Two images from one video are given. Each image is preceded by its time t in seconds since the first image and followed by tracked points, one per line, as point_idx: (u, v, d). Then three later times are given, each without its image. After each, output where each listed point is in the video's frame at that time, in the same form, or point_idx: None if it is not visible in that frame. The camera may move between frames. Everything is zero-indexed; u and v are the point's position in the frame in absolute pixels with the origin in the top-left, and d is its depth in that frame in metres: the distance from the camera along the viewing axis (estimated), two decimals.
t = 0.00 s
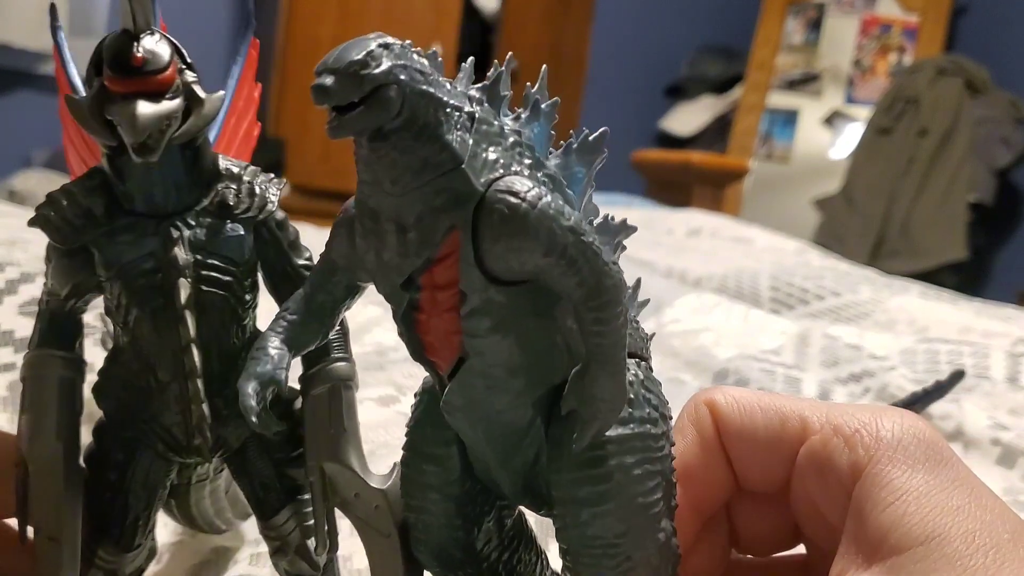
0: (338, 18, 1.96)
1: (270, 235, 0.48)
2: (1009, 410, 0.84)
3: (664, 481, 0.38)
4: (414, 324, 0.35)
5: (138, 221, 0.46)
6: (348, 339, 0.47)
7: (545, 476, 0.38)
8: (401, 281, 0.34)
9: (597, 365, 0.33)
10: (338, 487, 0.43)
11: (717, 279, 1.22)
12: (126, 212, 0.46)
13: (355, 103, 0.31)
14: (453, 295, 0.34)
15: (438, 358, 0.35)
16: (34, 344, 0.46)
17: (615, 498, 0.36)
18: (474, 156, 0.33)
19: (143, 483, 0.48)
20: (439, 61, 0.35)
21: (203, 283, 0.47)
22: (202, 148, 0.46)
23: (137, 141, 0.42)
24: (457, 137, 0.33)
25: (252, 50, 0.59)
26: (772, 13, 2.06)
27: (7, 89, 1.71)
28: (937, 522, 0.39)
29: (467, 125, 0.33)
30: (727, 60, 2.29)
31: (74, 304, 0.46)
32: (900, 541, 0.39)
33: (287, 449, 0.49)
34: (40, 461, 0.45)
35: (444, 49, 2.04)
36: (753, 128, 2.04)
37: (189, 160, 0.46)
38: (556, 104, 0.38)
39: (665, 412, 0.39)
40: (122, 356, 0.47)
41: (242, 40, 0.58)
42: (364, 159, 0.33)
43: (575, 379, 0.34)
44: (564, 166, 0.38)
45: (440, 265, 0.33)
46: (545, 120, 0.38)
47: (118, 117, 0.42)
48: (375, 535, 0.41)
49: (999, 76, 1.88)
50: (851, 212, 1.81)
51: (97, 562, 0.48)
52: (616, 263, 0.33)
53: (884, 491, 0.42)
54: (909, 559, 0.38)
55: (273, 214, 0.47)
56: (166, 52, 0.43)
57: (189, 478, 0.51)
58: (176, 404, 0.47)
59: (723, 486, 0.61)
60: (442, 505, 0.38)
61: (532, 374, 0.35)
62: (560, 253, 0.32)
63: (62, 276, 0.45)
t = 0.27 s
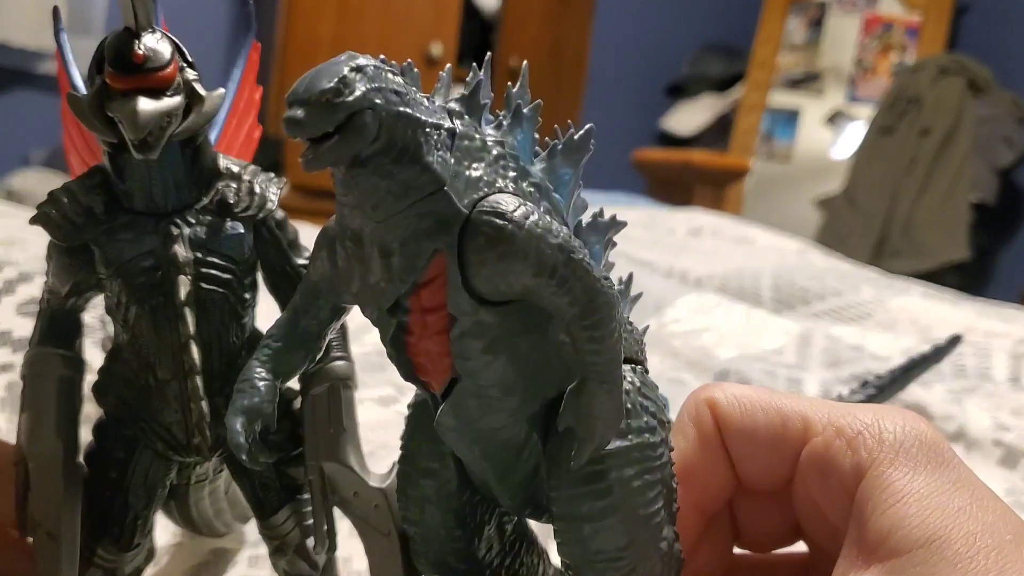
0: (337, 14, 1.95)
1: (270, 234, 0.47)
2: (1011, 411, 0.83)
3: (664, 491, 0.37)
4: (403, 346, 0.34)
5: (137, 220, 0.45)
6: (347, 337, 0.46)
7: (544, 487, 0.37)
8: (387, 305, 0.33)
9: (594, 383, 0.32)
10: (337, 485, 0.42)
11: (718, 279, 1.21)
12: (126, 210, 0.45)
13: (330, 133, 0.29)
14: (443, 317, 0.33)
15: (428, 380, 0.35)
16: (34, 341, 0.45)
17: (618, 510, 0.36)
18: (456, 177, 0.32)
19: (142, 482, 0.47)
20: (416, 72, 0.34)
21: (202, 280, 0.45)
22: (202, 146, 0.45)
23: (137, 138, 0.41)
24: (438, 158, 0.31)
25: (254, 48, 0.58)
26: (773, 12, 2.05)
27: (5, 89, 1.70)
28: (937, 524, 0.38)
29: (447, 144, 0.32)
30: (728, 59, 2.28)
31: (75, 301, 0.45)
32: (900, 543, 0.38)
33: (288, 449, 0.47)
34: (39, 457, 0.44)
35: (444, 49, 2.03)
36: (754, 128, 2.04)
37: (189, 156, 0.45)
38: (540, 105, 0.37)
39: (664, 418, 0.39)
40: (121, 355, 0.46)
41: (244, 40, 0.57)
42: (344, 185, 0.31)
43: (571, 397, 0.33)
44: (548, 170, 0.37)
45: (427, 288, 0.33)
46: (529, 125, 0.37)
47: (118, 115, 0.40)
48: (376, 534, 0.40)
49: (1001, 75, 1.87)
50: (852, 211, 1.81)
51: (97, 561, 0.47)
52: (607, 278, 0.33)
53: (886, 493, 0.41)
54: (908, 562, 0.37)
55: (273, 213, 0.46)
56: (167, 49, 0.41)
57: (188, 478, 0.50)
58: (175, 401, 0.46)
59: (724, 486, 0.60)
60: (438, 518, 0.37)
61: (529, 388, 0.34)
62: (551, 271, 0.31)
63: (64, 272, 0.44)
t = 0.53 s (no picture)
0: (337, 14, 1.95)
1: (287, 235, 0.47)
2: (1011, 411, 0.83)
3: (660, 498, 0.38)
4: (395, 360, 0.34)
5: (162, 215, 0.45)
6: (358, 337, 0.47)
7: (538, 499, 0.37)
8: (377, 322, 0.33)
9: (590, 398, 0.32)
10: (345, 480, 0.41)
11: (718, 279, 1.21)
12: (151, 205, 0.45)
13: (316, 151, 0.29)
14: (434, 333, 0.33)
15: (421, 392, 0.35)
16: (52, 333, 0.45)
17: (619, 519, 0.36)
18: (447, 189, 0.31)
19: (155, 474, 0.46)
20: (399, 81, 0.33)
21: (223, 275, 0.45)
22: (227, 146, 0.46)
23: (167, 131, 0.41)
24: (427, 170, 0.31)
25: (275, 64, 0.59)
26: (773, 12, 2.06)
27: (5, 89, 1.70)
28: (934, 527, 0.38)
29: (434, 155, 0.31)
30: (728, 59, 2.28)
31: (95, 294, 0.45)
32: (897, 547, 0.38)
33: (296, 445, 0.48)
34: (56, 442, 0.43)
35: (443, 49, 2.03)
36: (754, 128, 2.04)
37: (213, 156, 0.45)
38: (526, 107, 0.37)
39: (658, 423, 0.39)
40: (140, 348, 0.46)
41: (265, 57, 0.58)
42: (330, 203, 0.31)
43: (566, 409, 0.33)
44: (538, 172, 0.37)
45: (417, 304, 0.33)
46: (516, 129, 0.36)
47: (149, 109, 0.41)
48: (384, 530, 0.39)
49: (1001, 75, 1.87)
50: (852, 211, 1.81)
51: (105, 554, 0.46)
52: (601, 289, 0.32)
53: (882, 497, 0.41)
54: (905, 566, 0.37)
55: (291, 217, 0.47)
56: (198, 49, 0.42)
57: (197, 476, 0.49)
58: (192, 392, 0.45)
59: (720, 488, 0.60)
60: (432, 530, 0.37)
61: (523, 401, 0.34)
62: (545, 284, 0.31)
63: (86, 263, 0.44)
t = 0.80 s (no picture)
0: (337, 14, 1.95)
1: (291, 235, 0.47)
2: (1011, 412, 0.83)
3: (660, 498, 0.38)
4: (392, 362, 0.34)
5: (166, 213, 0.45)
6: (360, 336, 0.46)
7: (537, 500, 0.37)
8: (374, 323, 0.33)
9: (587, 397, 0.32)
10: (346, 479, 0.42)
11: (718, 279, 1.21)
12: (156, 203, 0.45)
13: (312, 153, 0.29)
14: (432, 334, 0.33)
15: (419, 394, 0.35)
16: (56, 331, 0.45)
17: (619, 519, 0.36)
18: (442, 191, 0.31)
19: (157, 472, 0.46)
20: (394, 83, 0.33)
21: (226, 273, 0.45)
22: (232, 146, 0.46)
23: (172, 129, 0.41)
24: (423, 172, 0.31)
25: (279, 66, 0.58)
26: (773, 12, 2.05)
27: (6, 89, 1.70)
28: (934, 528, 0.38)
29: (431, 158, 0.32)
30: (728, 59, 2.28)
31: (99, 292, 0.45)
32: (896, 547, 0.38)
33: (299, 443, 0.47)
34: (60, 438, 0.43)
35: (443, 49, 2.03)
36: (754, 128, 2.04)
37: (218, 156, 0.45)
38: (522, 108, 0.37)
39: (656, 424, 0.39)
40: (143, 346, 0.46)
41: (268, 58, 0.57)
42: (328, 207, 0.31)
43: (563, 410, 0.33)
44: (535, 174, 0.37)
45: (414, 305, 0.33)
46: (512, 130, 0.36)
47: (155, 107, 0.41)
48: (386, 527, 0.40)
49: (1001, 74, 1.87)
50: (852, 211, 1.81)
51: (108, 552, 0.46)
52: (599, 290, 0.32)
53: (881, 497, 0.41)
54: (904, 566, 0.37)
55: (294, 216, 0.47)
56: (204, 49, 0.42)
57: (199, 474, 0.49)
58: (195, 390, 0.45)
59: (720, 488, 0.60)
60: (430, 531, 0.37)
61: (521, 401, 0.34)
62: (542, 284, 0.31)
63: (90, 262, 0.44)
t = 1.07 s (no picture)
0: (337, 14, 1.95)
1: (293, 234, 0.47)
2: (1011, 411, 0.83)
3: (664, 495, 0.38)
4: (405, 357, 0.34)
5: (169, 212, 0.45)
6: (362, 337, 0.47)
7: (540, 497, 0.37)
8: (389, 317, 0.33)
9: (600, 394, 0.32)
10: (348, 477, 0.41)
11: (718, 279, 1.21)
12: (158, 203, 0.45)
13: (334, 144, 0.29)
14: (445, 328, 0.33)
15: (430, 390, 0.35)
16: (57, 330, 0.45)
17: (627, 518, 0.36)
18: (460, 185, 0.31)
19: (159, 470, 0.46)
20: (411, 79, 0.33)
21: (228, 272, 0.45)
22: (234, 145, 0.46)
23: (175, 128, 0.41)
24: (441, 166, 0.31)
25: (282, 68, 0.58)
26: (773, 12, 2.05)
27: (5, 89, 1.70)
28: (932, 531, 0.38)
29: (448, 152, 0.32)
30: (728, 59, 2.28)
31: (101, 292, 0.45)
32: (894, 550, 0.38)
33: (300, 442, 0.48)
34: (62, 437, 0.43)
35: (444, 49, 2.03)
36: (754, 128, 2.04)
37: (220, 155, 0.45)
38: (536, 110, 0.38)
39: (660, 423, 0.39)
40: (144, 345, 0.46)
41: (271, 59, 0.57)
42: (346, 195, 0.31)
43: (575, 406, 0.33)
44: (544, 173, 0.37)
45: (428, 299, 0.33)
46: (524, 130, 0.37)
47: (158, 106, 0.41)
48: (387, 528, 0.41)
49: (1001, 74, 1.87)
50: (852, 211, 1.81)
51: (109, 550, 0.46)
52: (611, 287, 0.33)
53: (881, 500, 0.41)
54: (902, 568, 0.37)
55: (296, 216, 0.47)
56: (207, 48, 0.42)
57: (200, 474, 0.49)
58: (196, 389, 0.45)
59: (720, 490, 0.60)
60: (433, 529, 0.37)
61: (528, 398, 0.34)
62: (557, 280, 0.31)
63: (92, 261, 0.44)
